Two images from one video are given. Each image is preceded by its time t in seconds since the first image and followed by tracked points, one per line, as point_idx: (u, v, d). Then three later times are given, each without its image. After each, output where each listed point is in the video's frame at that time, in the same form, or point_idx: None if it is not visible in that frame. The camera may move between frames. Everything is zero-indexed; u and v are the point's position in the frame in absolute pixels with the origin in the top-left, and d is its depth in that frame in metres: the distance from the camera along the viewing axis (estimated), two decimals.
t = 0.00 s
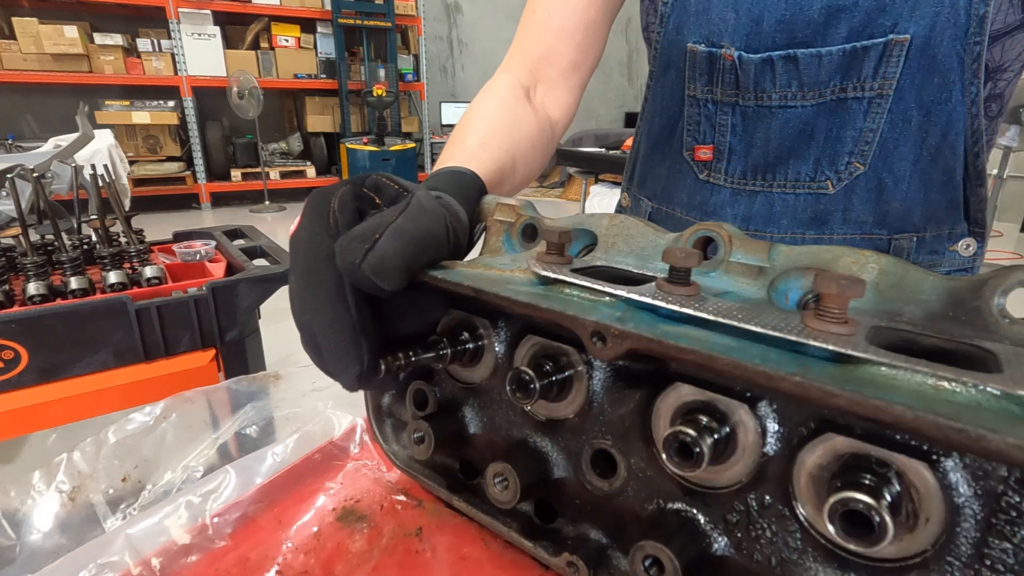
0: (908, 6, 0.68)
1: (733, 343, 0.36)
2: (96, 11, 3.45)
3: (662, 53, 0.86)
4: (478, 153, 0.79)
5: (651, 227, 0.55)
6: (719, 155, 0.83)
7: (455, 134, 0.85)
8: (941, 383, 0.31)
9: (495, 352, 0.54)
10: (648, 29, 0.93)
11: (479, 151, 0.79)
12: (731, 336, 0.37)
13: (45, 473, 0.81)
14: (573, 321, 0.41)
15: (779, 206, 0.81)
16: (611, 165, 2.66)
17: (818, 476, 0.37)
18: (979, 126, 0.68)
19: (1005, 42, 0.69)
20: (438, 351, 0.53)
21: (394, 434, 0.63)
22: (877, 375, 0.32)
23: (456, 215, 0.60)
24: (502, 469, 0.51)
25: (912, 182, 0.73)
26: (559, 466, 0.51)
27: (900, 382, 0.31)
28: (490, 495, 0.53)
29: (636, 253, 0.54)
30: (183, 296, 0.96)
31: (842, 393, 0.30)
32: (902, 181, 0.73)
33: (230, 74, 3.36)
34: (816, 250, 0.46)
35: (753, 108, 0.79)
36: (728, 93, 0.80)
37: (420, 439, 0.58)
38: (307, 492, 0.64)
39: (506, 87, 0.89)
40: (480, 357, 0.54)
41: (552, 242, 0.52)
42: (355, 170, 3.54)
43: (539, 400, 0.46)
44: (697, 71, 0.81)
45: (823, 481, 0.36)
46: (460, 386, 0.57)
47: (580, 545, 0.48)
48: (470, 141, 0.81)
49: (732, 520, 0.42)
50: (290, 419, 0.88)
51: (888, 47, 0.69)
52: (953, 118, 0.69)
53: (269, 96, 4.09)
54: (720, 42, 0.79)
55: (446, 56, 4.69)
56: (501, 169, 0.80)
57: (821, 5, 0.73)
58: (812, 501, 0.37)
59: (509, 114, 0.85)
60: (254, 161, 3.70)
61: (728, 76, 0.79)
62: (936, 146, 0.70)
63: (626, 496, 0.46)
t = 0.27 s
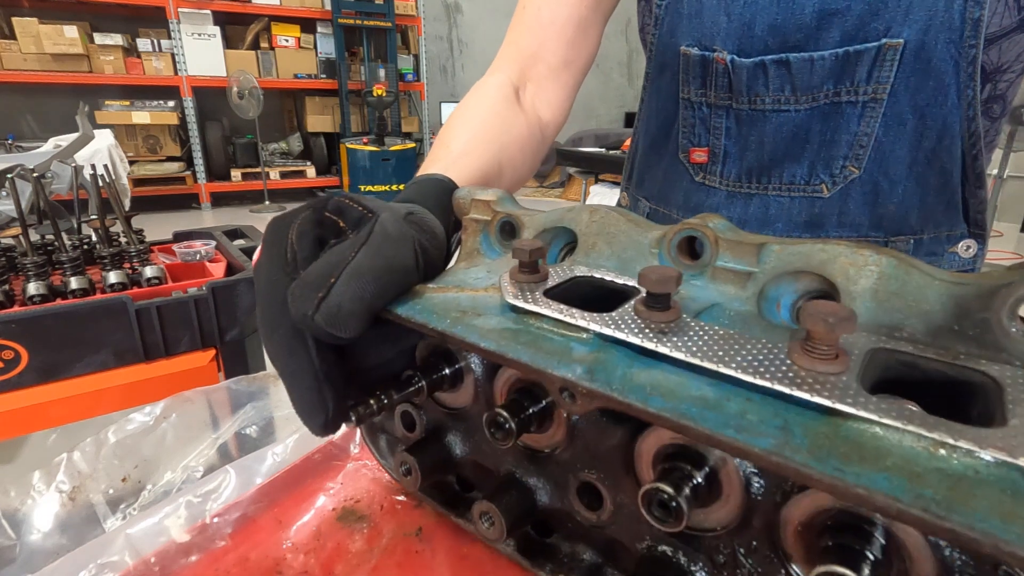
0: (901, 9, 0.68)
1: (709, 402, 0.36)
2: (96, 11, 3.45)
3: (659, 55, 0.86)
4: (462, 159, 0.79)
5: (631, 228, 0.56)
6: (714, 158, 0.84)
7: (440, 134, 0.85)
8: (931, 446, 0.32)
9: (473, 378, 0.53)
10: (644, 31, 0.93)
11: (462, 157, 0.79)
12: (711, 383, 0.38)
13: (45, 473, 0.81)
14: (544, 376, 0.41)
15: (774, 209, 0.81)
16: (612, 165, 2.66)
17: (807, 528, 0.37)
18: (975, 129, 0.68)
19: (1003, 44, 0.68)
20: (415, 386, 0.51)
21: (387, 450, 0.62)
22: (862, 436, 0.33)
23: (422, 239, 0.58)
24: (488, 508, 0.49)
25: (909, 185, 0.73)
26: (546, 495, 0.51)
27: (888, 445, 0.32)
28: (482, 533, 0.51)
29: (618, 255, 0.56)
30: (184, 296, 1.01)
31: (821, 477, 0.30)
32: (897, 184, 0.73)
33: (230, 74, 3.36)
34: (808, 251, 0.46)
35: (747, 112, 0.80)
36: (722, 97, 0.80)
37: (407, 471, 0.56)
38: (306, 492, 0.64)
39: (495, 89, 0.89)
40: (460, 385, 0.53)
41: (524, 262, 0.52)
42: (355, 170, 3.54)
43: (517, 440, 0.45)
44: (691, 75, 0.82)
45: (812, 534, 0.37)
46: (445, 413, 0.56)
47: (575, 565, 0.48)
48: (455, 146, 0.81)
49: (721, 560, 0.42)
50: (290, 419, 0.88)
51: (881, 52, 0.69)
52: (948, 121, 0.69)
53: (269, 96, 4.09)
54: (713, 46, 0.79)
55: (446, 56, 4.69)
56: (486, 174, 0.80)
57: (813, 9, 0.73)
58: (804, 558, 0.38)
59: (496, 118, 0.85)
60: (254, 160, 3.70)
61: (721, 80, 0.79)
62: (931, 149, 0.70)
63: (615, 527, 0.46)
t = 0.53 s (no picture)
0: (894, 11, 0.67)
1: (694, 446, 0.36)
2: (96, 11, 3.45)
3: (654, 57, 0.86)
4: (450, 165, 0.79)
5: (616, 232, 0.58)
6: (709, 160, 0.84)
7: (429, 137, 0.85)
8: (923, 496, 0.32)
9: (461, 399, 0.52)
10: (638, 32, 0.93)
11: (451, 163, 0.79)
12: (697, 420, 0.38)
13: (46, 472, 0.81)
14: (524, 417, 0.40)
15: (771, 211, 0.81)
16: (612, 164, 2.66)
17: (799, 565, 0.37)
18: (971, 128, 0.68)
19: (1000, 43, 0.68)
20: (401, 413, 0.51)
21: (381, 459, 0.61)
22: (852, 483, 0.33)
23: (398, 257, 0.57)
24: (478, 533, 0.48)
25: (908, 186, 0.73)
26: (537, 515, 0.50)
27: (879, 495, 0.32)
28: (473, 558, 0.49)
29: (605, 262, 0.58)
30: (184, 296, 1.06)
31: (808, 541, 0.29)
32: (896, 186, 0.73)
33: (230, 75, 3.36)
34: (803, 255, 0.47)
35: (740, 115, 0.80)
36: (715, 100, 0.80)
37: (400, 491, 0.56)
38: (306, 493, 0.64)
39: (483, 94, 0.89)
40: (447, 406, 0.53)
41: (506, 279, 0.53)
42: (355, 170, 3.54)
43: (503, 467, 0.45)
44: (683, 78, 0.82)
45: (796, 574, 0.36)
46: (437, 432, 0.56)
47: None
48: (444, 149, 0.81)
49: None
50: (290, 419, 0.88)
51: (874, 54, 0.69)
52: (945, 122, 0.69)
53: (269, 96, 4.09)
54: (704, 49, 0.79)
55: (446, 56, 4.69)
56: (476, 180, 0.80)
57: (804, 11, 0.72)
58: None
59: (483, 122, 0.85)
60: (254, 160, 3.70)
61: (712, 84, 0.79)
62: (927, 151, 0.70)
63: (607, 550, 0.46)
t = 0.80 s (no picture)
0: (885, 9, 0.67)
1: (694, 446, 0.36)
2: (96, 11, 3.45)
3: (649, 55, 0.86)
4: (441, 159, 0.78)
5: (616, 232, 0.58)
6: (703, 159, 0.84)
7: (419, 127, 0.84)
8: (923, 497, 0.32)
9: (461, 398, 0.52)
10: (636, 29, 0.92)
11: (442, 157, 0.78)
12: (697, 420, 0.38)
13: (45, 473, 0.81)
14: (523, 417, 0.40)
15: (764, 209, 0.81)
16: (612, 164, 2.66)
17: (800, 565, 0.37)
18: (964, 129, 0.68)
19: (988, 44, 0.68)
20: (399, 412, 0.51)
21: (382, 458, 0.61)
22: (852, 484, 0.33)
23: (399, 257, 0.57)
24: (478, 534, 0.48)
25: (899, 186, 0.73)
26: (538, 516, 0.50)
27: (880, 495, 0.32)
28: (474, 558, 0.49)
29: (605, 262, 0.58)
30: (184, 296, 1.07)
31: (808, 542, 0.29)
32: (888, 185, 0.73)
33: (230, 74, 3.36)
34: (803, 256, 0.47)
35: (734, 113, 0.80)
36: (709, 98, 0.80)
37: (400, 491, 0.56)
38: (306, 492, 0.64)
39: (476, 85, 0.87)
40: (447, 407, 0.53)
41: (506, 279, 0.52)
42: (355, 170, 3.54)
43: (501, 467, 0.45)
44: (679, 76, 0.82)
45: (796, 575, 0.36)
46: (438, 432, 0.56)
47: None
48: (435, 141, 0.80)
49: None
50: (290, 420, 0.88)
51: (865, 53, 0.69)
52: (936, 122, 0.68)
53: (269, 96, 4.09)
54: (699, 46, 0.79)
55: (446, 56, 4.69)
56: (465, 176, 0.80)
57: (797, 10, 0.72)
58: None
59: (477, 115, 0.84)
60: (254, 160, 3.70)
61: (707, 80, 0.79)
62: (919, 150, 0.70)
63: (607, 550, 0.46)
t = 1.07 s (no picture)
0: (879, 19, 0.68)
1: (694, 446, 0.36)
2: (96, 11, 3.45)
3: (652, 53, 0.85)
4: (435, 151, 0.77)
5: (616, 232, 0.58)
6: (699, 157, 0.84)
7: (410, 114, 0.81)
8: (923, 497, 0.32)
9: (461, 398, 0.52)
10: (641, 28, 0.91)
11: (435, 148, 0.77)
12: (697, 420, 0.38)
13: (45, 473, 0.81)
14: (523, 417, 0.40)
15: (753, 209, 0.81)
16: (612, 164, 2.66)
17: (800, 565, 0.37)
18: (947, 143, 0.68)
19: (971, 59, 0.69)
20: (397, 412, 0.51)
21: (382, 458, 0.61)
22: (853, 484, 0.33)
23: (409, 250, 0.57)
24: (478, 533, 0.48)
25: (884, 194, 0.73)
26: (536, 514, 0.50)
27: (880, 495, 0.32)
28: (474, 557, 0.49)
29: (605, 262, 0.58)
30: (184, 297, 1.07)
31: (807, 541, 0.29)
32: (874, 192, 0.73)
33: (230, 74, 3.36)
34: (803, 256, 0.47)
35: (730, 114, 0.80)
36: (707, 97, 0.80)
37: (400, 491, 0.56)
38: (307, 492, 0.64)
39: (473, 68, 0.84)
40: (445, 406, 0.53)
41: (506, 278, 0.52)
42: (355, 170, 3.54)
43: (501, 467, 0.45)
44: (679, 74, 0.82)
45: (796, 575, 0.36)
46: (438, 432, 0.56)
47: None
48: (429, 131, 0.78)
49: None
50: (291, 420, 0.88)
51: (857, 61, 0.69)
52: (922, 135, 0.69)
53: (269, 96, 4.09)
54: (702, 45, 0.79)
55: (446, 56, 4.69)
56: (458, 168, 0.78)
57: (797, 14, 0.73)
58: None
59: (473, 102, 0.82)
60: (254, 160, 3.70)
61: (707, 79, 0.79)
62: (906, 160, 0.70)
63: (607, 550, 0.46)
